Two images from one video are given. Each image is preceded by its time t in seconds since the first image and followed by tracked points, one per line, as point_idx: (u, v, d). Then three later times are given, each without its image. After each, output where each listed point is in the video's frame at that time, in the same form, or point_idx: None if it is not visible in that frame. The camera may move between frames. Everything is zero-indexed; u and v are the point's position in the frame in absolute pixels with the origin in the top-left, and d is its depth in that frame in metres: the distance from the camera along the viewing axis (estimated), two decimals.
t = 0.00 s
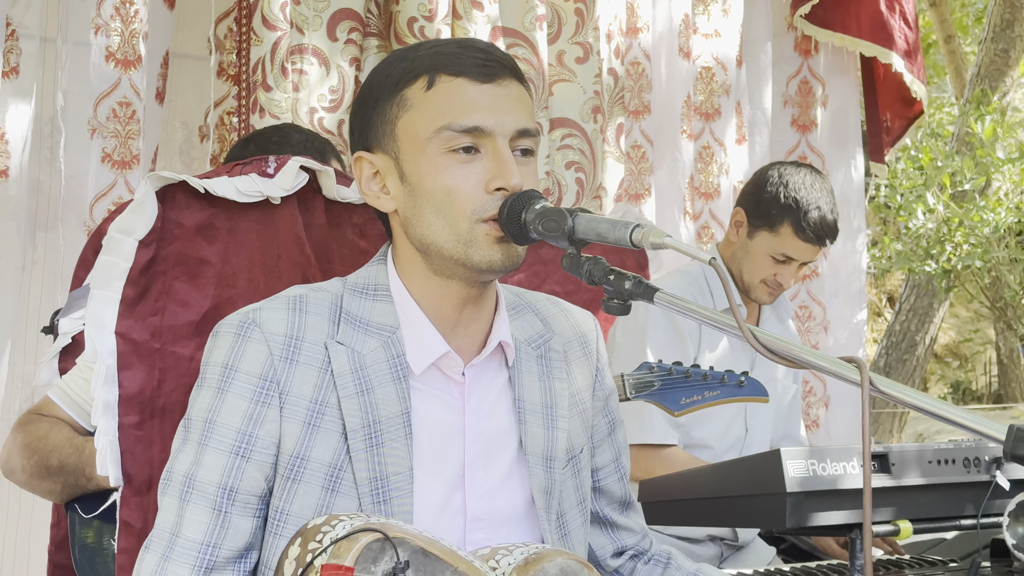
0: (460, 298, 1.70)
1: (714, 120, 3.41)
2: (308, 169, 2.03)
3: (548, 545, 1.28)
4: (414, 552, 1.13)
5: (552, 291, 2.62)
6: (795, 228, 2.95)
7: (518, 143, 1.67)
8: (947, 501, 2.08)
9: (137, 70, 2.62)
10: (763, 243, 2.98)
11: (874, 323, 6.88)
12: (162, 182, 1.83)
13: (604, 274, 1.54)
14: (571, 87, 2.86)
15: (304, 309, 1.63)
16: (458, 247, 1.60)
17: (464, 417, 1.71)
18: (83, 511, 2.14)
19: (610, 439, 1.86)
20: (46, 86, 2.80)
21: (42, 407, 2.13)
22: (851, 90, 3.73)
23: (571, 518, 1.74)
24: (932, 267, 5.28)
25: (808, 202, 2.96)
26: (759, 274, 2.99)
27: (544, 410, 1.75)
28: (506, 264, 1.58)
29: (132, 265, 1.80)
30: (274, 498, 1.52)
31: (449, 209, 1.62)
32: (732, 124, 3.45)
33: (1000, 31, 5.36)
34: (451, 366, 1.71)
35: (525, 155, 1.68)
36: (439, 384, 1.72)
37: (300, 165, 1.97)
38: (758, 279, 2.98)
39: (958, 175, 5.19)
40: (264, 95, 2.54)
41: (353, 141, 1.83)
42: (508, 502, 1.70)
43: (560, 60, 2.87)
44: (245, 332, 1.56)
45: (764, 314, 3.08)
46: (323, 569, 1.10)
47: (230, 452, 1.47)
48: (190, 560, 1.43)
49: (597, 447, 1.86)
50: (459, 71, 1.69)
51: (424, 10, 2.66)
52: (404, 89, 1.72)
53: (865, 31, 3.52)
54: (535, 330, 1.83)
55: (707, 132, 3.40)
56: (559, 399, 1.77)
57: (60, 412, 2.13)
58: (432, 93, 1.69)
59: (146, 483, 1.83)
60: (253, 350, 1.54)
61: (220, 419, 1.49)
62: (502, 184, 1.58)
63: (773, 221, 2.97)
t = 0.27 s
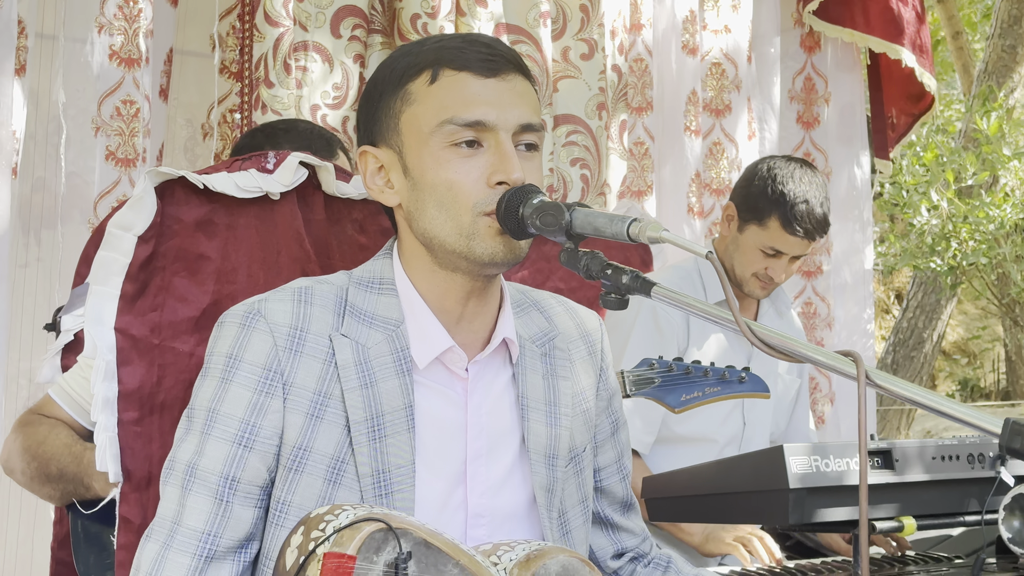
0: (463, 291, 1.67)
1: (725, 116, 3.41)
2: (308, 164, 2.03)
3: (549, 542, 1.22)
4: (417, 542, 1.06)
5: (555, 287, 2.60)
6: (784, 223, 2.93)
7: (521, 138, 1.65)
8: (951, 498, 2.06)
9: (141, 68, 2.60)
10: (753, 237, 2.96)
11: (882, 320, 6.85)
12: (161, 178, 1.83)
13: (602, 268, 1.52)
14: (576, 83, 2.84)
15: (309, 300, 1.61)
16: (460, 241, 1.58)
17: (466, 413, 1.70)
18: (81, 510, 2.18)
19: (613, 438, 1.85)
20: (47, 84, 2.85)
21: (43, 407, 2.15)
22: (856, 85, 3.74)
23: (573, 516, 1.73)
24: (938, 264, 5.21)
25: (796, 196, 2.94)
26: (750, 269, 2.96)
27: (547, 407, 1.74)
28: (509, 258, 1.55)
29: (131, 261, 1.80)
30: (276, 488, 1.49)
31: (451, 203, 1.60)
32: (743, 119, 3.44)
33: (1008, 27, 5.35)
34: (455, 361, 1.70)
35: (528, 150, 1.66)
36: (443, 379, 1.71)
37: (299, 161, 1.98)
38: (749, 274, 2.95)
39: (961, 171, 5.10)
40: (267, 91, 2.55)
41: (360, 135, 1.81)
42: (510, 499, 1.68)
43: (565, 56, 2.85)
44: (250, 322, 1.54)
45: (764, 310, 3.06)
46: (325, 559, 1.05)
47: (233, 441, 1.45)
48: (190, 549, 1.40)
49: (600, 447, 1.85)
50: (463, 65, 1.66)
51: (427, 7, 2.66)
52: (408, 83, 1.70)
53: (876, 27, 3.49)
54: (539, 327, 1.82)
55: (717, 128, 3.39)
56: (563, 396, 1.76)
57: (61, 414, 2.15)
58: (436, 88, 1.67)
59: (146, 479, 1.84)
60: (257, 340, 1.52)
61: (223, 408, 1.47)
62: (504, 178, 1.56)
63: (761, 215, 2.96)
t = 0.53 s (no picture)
0: (458, 288, 1.67)
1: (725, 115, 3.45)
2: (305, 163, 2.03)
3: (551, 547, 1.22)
4: (422, 543, 1.08)
5: (554, 286, 2.61)
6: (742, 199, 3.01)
7: (514, 136, 1.64)
8: (952, 495, 2.05)
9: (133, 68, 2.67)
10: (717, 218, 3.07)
11: (883, 318, 6.84)
12: (158, 177, 1.83)
13: (597, 266, 1.51)
14: (576, 82, 2.84)
15: (306, 300, 1.61)
16: (452, 241, 1.58)
17: (462, 412, 1.70)
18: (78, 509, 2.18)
19: (610, 438, 1.85)
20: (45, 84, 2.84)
21: (42, 407, 2.16)
22: (856, 82, 3.75)
23: (570, 515, 1.73)
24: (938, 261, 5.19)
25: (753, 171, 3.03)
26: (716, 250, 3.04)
27: (544, 406, 1.74)
28: (501, 259, 1.56)
29: (129, 260, 1.81)
30: (273, 488, 1.49)
31: (444, 203, 1.60)
32: (747, 113, 3.46)
33: (1008, 25, 5.36)
34: (452, 359, 1.69)
35: (521, 148, 1.65)
36: (439, 378, 1.71)
37: (296, 160, 1.98)
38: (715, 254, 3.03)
39: (965, 168, 5.10)
40: (266, 90, 2.55)
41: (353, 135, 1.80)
42: (509, 499, 1.68)
43: (565, 55, 2.84)
44: (247, 322, 1.53)
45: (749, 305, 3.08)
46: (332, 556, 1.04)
47: (231, 441, 1.45)
48: (188, 548, 1.40)
49: (597, 446, 1.84)
50: (455, 63, 1.66)
51: (427, 6, 2.67)
52: (400, 83, 1.70)
53: (876, 26, 3.49)
54: (536, 326, 1.82)
55: (717, 127, 3.44)
56: (559, 395, 1.76)
57: (59, 413, 2.15)
58: (428, 87, 1.67)
59: (143, 478, 1.84)
60: (254, 340, 1.52)
61: (220, 407, 1.47)
62: (496, 177, 1.56)
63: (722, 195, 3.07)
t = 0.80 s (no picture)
0: (449, 293, 1.69)
1: (718, 116, 3.44)
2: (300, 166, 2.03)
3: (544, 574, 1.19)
4: None
5: (551, 287, 2.62)
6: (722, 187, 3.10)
7: (506, 139, 1.65)
8: (948, 496, 2.05)
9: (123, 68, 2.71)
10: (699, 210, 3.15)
11: (880, 316, 6.85)
12: (152, 181, 1.84)
13: (593, 267, 1.51)
14: (572, 83, 2.84)
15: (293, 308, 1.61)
16: (447, 246, 1.59)
17: (452, 415, 1.70)
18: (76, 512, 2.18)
19: (601, 435, 1.84)
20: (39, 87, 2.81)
21: (42, 408, 2.14)
22: (852, 83, 3.75)
23: (564, 513, 1.72)
24: (934, 261, 5.23)
25: (731, 160, 3.13)
26: (698, 240, 3.11)
27: (533, 406, 1.74)
28: (496, 266, 1.56)
29: (124, 264, 1.81)
30: (263, 497, 1.49)
31: (438, 207, 1.60)
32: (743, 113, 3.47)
33: (1003, 24, 5.35)
34: (441, 363, 1.70)
35: (513, 151, 1.66)
36: (428, 382, 1.71)
37: (291, 162, 1.96)
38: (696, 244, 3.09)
39: (959, 168, 5.06)
40: (262, 92, 2.55)
41: (342, 139, 1.80)
42: (498, 501, 1.68)
43: (561, 56, 2.85)
44: (234, 331, 1.53)
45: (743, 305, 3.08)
46: None
47: (218, 451, 1.45)
48: (177, 559, 1.41)
49: (589, 443, 1.84)
50: (447, 67, 1.65)
51: (425, 6, 2.67)
52: (391, 87, 1.69)
53: (870, 23, 3.51)
54: (524, 327, 1.81)
55: (711, 127, 3.42)
56: (549, 395, 1.76)
57: (59, 413, 2.14)
58: (420, 92, 1.66)
59: (140, 481, 1.84)
60: (241, 350, 1.52)
61: (208, 418, 1.47)
62: (492, 181, 1.57)
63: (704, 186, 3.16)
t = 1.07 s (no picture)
0: (437, 296, 1.73)
1: (705, 115, 3.45)
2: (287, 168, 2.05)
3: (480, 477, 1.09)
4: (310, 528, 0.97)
5: (541, 287, 2.61)
6: (724, 190, 3.13)
7: (524, 171, 1.64)
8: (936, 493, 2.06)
9: (112, 70, 2.68)
10: (701, 211, 3.19)
11: (869, 315, 6.87)
12: (140, 183, 1.84)
13: (580, 267, 1.52)
14: (561, 83, 2.85)
15: (277, 314, 1.62)
16: (448, 259, 1.61)
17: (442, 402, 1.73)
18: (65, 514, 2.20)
19: (597, 416, 1.84)
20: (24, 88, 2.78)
21: (38, 404, 2.12)
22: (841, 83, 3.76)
23: (565, 494, 1.73)
24: (923, 259, 5.19)
25: (737, 164, 3.13)
26: (697, 243, 3.17)
27: (520, 393, 1.75)
28: (489, 283, 1.59)
29: (112, 266, 1.81)
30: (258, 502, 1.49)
31: (447, 220, 1.61)
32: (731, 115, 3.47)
33: (991, 23, 5.33)
34: (427, 362, 1.72)
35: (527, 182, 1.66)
36: (415, 374, 1.74)
37: (280, 164, 1.98)
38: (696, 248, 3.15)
39: (947, 167, 5.14)
40: (250, 94, 2.55)
41: (352, 126, 1.80)
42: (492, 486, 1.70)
43: (550, 56, 2.86)
44: (218, 342, 1.54)
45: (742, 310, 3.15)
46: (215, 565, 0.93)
47: (210, 461, 1.44)
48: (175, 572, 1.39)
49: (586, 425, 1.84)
50: (490, 89, 1.64)
51: (413, 7, 2.67)
52: (426, 91, 1.67)
53: (863, 19, 3.51)
54: (505, 317, 1.85)
55: (697, 127, 3.44)
56: (535, 381, 1.78)
57: (55, 411, 2.12)
58: (456, 105, 1.65)
59: (129, 483, 1.82)
60: (226, 360, 1.52)
61: (198, 429, 1.47)
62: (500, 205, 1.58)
63: (706, 187, 3.19)
